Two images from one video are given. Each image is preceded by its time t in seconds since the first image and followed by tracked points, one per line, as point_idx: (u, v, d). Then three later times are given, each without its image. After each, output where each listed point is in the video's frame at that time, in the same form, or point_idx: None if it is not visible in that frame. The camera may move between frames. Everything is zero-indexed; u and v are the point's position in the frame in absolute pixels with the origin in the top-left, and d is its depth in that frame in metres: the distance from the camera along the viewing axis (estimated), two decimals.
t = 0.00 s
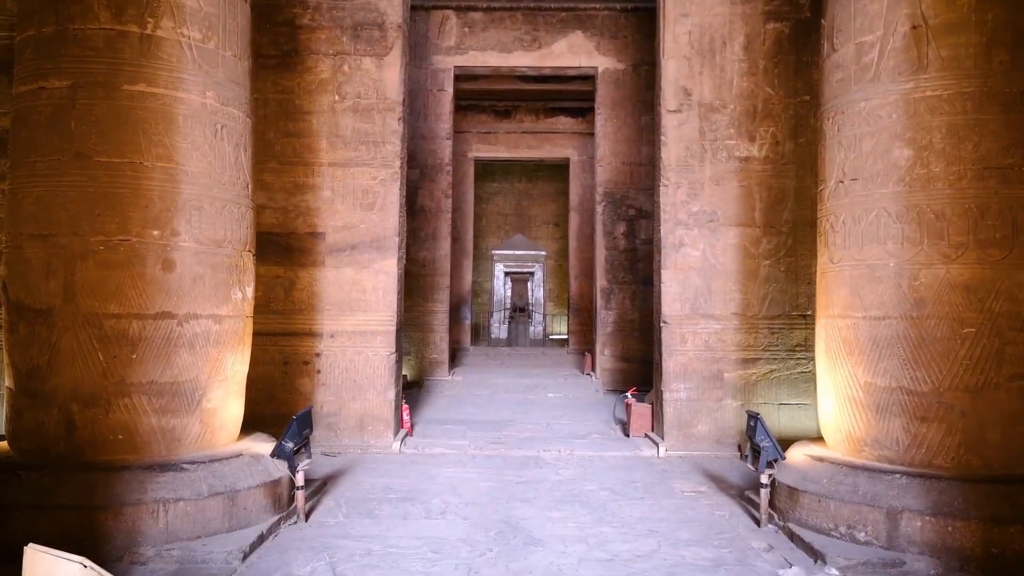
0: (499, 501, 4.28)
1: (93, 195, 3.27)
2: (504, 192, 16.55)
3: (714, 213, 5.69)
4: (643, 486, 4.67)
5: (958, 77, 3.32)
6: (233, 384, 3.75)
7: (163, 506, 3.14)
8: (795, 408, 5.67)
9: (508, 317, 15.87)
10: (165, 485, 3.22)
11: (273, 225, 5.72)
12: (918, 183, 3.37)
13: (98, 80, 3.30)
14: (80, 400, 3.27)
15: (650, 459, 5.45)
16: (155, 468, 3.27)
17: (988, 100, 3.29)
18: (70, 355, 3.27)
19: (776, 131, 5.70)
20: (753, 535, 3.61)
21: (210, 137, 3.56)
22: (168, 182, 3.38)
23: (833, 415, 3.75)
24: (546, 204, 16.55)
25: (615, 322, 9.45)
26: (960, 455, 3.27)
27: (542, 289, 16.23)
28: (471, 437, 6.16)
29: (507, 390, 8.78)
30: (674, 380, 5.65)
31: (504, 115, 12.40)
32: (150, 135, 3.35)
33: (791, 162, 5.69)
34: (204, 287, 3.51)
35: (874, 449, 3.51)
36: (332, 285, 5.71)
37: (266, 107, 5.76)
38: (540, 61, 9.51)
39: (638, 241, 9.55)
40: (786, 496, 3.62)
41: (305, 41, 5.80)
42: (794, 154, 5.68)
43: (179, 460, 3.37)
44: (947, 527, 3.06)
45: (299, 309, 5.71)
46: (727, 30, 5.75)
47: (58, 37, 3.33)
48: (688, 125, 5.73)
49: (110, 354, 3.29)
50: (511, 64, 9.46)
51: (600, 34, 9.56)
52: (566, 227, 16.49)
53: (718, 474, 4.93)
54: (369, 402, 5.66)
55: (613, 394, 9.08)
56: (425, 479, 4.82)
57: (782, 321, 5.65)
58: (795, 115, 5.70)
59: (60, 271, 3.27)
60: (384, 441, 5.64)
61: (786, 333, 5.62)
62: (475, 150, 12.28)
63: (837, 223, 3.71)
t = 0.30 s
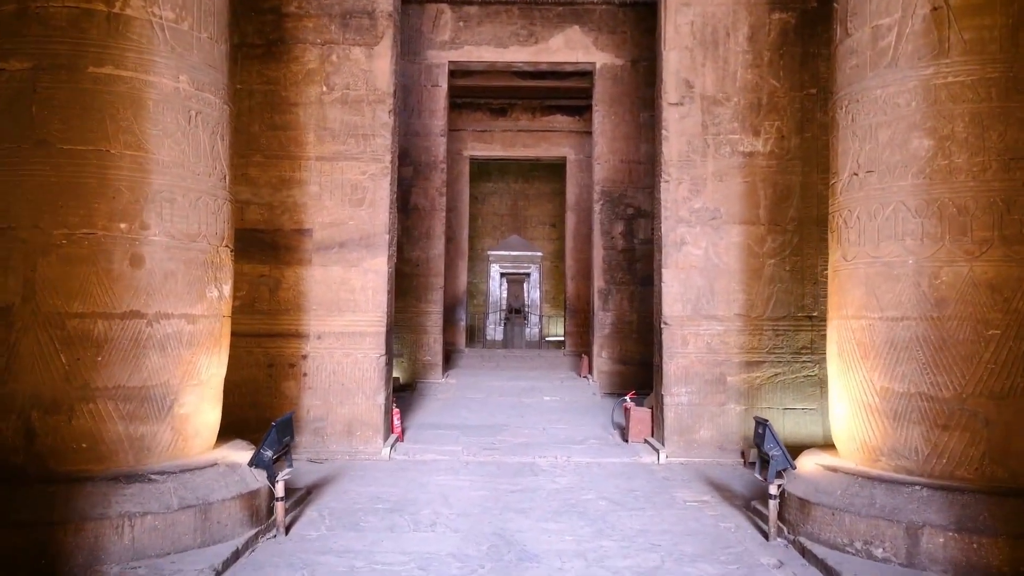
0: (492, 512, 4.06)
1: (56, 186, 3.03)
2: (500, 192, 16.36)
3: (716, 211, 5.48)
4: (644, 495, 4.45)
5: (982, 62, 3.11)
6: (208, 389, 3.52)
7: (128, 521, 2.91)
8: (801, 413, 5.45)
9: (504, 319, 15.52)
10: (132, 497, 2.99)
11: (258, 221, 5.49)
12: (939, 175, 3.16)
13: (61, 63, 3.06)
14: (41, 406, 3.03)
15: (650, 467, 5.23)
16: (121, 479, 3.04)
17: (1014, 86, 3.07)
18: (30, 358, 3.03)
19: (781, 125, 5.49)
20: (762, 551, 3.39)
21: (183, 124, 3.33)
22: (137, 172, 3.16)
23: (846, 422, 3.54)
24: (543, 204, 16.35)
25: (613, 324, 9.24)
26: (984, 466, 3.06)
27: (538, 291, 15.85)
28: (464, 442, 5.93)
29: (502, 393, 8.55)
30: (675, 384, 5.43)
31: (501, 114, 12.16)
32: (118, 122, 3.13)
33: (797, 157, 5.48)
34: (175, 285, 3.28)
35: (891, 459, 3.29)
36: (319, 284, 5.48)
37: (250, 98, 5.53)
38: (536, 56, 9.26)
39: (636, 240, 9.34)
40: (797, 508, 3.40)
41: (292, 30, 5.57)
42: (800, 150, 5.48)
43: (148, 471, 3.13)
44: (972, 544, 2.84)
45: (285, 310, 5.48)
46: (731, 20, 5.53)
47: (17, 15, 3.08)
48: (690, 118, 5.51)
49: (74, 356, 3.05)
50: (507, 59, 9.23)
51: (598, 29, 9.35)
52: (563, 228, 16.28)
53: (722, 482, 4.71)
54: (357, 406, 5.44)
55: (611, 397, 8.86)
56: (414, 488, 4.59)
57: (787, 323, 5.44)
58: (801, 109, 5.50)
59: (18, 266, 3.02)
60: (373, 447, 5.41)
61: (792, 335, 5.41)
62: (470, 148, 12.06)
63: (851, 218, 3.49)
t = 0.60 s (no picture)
0: (491, 522, 3.85)
1: (21, 175, 2.82)
2: (500, 191, 16.17)
3: (725, 205, 5.26)
4: (650, 503, 4.23)
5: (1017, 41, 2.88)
6: (188, 393, 3.31)
7: (97, 536, 2.70)
8: (812, 416, 5.25)
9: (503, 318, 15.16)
10: (103, 510, 2.78)
11: (248, 216, 5.28)
12: (970, 163, 2.94)
13: (27, 42, 2.85)
14: (5, 411, 2.82)
15: (656, 472, 5.02)
16: (91, 490, 2.83)
17: None
18: None
19: (792, 117, 5.28)
20: (779, 565, 3.17)
21: (160, 110, 3.11)
22: (109, 161, 2.94)
23: (867, 428, 3.32)
24: (542, 202, 16.17)
25: (615, 323, 9.02)
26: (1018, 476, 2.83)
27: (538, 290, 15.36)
28: (462, 446, 5.72)
29: (501, 394, 8.33)
30: (681, 386, 5.22)
31: (500, 109, 11.88)
32: (88, 106, 2.91)
33: (808, 149, 5.27)
34: (152, 282, 3.06)
35: (917, 468, 3.07)
36: (311, 281, 5.26)
37: (239, 88, 5.31)
38: (536, 49, 9.03)
39: (639, 238, 9.13)
40: (815, 519, 3.18)
41: (283, 17, 5.35)
42: (811, 142, 5.27)
43: (122, 481, 2.92)
44: (1009, 561, 2.63)
45: (276, 309, 5.26)
46: (740, 7, 5.32)
47: None
48: (697, 109, 5.30)
49: (40, 358, 2.84)
50: (506, 53, 9.02)
51: (599, 21, 9.14)
52: (563, 226, 16.08)
53: (731, 489, 4.50)
54: (351, 409, 5.23)
55: (613, 397, 8.65)
56: (409, 495, 4.38)
57: (798, 322, 5.23)
58: (813, 99, 5.28)
59: None
60: (367, 451, 5.20)
61: (803, 335, 5.21)
62: (469, 144, 11.83)
63: (874, 210, 3.28)
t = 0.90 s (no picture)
0: (492, 532, 3.64)
1: None
2: (503, 188, 15.98)
3: (736, 199, 5.04)
4: (660, 512, 4.02)
5: None
6: (168, 397, 3.10)
7: (66, 552, 2.49)
8: (827, 419, 5.03)
9: (507, 317, 14.95)
10: (73, 524, 2.57)
11: (239, 211, 5.07)
12: (1008, 149, 2.72)
13: None
14: None
15: (665, 477, 4.81)
16: (59, 503, 2.62)
17: None
18: None
19: (806, 106, 5.06)
20: None
21: (136, 94, 2.91)
22: (81, 148, 2.74)
23: (895, 434, 3.11)
24: (546, 199, 15.98)
25: (620, 322, 8.81)
26: None
27: (542, 288, 15.19)
28: (463, 450, 5.51)
29: (504, 394, 8.13)
30: (691, 388, 5.00)
31: (502, 105, 11.69)
32: (58, 90, 2.71)
33: (823, 141, 5.06)
34: (128, 278, 2.86)
35: (950, 478, 2.86)
36: (305, 279, 5.06)
37: (230, 77, 5.11)
38: (539, 42, 8.82)
39: (645, 235, 8.92)
40: (838, 532, 2.96)
41: (275, 4, 5.14)
42: (826, 133, 5.05)
43: (95, 492, 2.72)
44: None
45: (268, 307, 5.05)
46: None
47: None
48: (707, 99, 5.08)
49: (5, 361, 2.63)
50: (508, 45, 8.80)
51: (604, 13, 8.93)
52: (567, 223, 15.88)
53: (745, 497, 4.29)
54: (347, 411, 5.02)
55: (618, 398, 8.43)
56: (407, 503, 4.17)
57: (813, 321, 5.02)
58: (828, 89, 5.07)
59: None
60: (363, 455, 5.00)
61: (818, 334, 4.99)
62: (472, 140, 11.62)
63: (902, 201, 3.06)
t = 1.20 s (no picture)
0: (493, 545, 3.41)
1: None
2: (503, 186, 15.76)
3: (749, 193, 4.82)
4: (671, 523, 3.79)
5: None
6: (144, 402, 2.87)
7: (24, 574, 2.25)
8: (844, 423, 4.79)
9: (507, 317, 14.69)
10: (33, 542, 2.34)
11: (228, 205, 4.84)
12: None
13: None
14: None
15: (674, 484, 4.58)
16: (18, 520, 2.38)
17: None
18: None
19: (822, 96, 4.84)
20: None
21: (106, 72, 2.68)
22: (44, 131, 2.52)
23: (927, 443, 2.88)
24: (547, 197, 15.76)
25: (624, 321, 8.57)
26: None
27: (543, 288, 14.98)
28: (462, 455, 5.28)
29: (505, 396, 7.89)
30: (701, 390, 4.77)
31: (503, 101, 11.47)
32: (18, 67, 2.50)
33: (840, 132, 4.83)
34: (98, 273, 2.63)
35: (990, 491, 2.62)
36: (297, 276, 4.83)
37: (219, 65, 4.88)
38: (542, 34, 8.59)
39: (649, 232, 8.70)
40: (868, 548, 2.73)
41: None
42: (843, 124, 4.82)
43: (60, 506, 2.49)
44: None
45: (259, 306, 4.82)
46: None
47: None
48: (718, 87, 4.85)
49: None
50: (509, 37, 8.58)
51: (608, 5, 8.71)
52: (568, 222, 15.65)
53: (760, 506, 4.06)
54: (341, 415, 4.79)
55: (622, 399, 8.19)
56: (402, 512, 3.94)
57: (829, 320, 4.78)
58: (845, 77, 4.84)
59: None
60: (358, 461, 4.77)
61: (835, 334, 4.76)
62: (472, 137, 11.38)
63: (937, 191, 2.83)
